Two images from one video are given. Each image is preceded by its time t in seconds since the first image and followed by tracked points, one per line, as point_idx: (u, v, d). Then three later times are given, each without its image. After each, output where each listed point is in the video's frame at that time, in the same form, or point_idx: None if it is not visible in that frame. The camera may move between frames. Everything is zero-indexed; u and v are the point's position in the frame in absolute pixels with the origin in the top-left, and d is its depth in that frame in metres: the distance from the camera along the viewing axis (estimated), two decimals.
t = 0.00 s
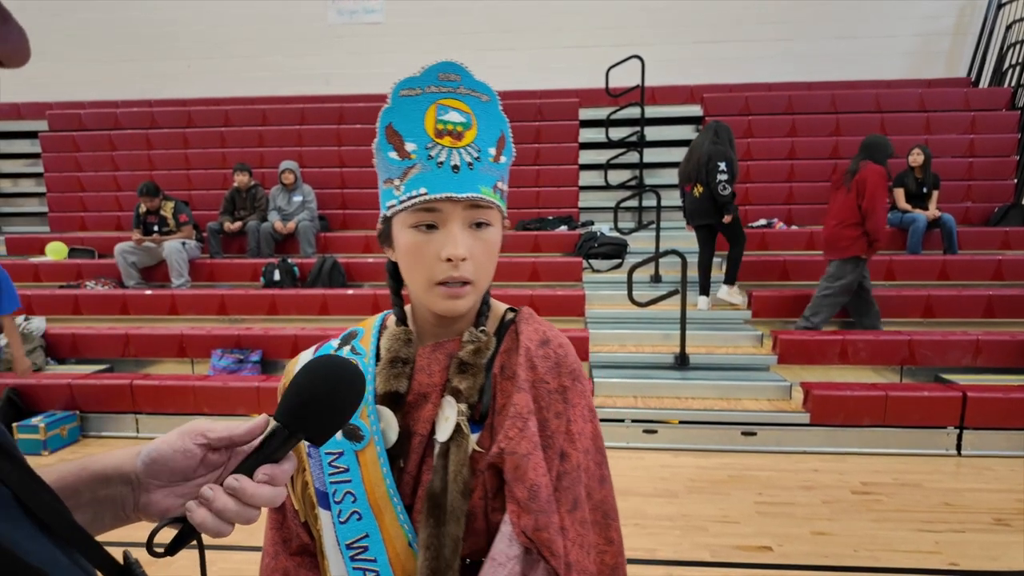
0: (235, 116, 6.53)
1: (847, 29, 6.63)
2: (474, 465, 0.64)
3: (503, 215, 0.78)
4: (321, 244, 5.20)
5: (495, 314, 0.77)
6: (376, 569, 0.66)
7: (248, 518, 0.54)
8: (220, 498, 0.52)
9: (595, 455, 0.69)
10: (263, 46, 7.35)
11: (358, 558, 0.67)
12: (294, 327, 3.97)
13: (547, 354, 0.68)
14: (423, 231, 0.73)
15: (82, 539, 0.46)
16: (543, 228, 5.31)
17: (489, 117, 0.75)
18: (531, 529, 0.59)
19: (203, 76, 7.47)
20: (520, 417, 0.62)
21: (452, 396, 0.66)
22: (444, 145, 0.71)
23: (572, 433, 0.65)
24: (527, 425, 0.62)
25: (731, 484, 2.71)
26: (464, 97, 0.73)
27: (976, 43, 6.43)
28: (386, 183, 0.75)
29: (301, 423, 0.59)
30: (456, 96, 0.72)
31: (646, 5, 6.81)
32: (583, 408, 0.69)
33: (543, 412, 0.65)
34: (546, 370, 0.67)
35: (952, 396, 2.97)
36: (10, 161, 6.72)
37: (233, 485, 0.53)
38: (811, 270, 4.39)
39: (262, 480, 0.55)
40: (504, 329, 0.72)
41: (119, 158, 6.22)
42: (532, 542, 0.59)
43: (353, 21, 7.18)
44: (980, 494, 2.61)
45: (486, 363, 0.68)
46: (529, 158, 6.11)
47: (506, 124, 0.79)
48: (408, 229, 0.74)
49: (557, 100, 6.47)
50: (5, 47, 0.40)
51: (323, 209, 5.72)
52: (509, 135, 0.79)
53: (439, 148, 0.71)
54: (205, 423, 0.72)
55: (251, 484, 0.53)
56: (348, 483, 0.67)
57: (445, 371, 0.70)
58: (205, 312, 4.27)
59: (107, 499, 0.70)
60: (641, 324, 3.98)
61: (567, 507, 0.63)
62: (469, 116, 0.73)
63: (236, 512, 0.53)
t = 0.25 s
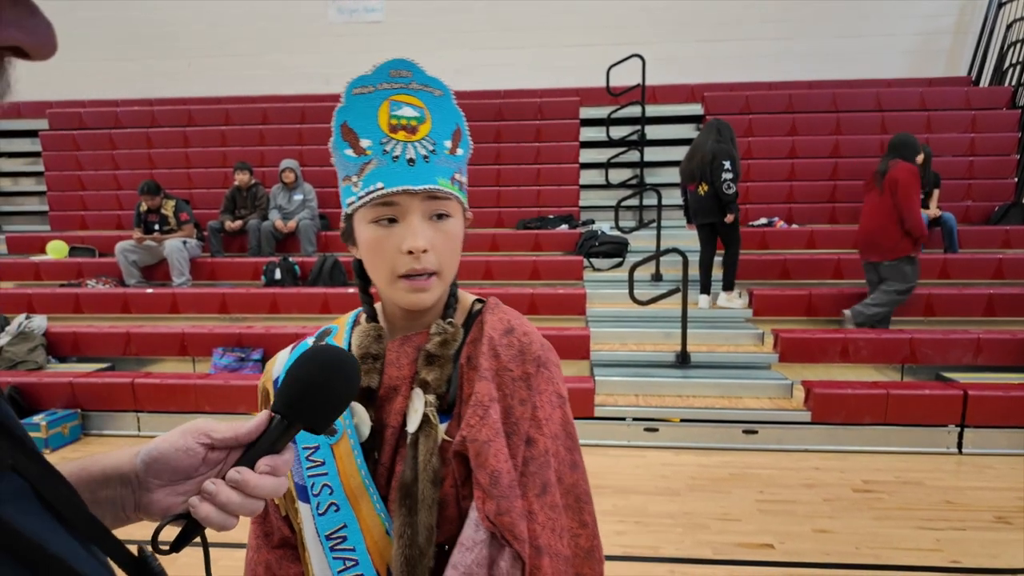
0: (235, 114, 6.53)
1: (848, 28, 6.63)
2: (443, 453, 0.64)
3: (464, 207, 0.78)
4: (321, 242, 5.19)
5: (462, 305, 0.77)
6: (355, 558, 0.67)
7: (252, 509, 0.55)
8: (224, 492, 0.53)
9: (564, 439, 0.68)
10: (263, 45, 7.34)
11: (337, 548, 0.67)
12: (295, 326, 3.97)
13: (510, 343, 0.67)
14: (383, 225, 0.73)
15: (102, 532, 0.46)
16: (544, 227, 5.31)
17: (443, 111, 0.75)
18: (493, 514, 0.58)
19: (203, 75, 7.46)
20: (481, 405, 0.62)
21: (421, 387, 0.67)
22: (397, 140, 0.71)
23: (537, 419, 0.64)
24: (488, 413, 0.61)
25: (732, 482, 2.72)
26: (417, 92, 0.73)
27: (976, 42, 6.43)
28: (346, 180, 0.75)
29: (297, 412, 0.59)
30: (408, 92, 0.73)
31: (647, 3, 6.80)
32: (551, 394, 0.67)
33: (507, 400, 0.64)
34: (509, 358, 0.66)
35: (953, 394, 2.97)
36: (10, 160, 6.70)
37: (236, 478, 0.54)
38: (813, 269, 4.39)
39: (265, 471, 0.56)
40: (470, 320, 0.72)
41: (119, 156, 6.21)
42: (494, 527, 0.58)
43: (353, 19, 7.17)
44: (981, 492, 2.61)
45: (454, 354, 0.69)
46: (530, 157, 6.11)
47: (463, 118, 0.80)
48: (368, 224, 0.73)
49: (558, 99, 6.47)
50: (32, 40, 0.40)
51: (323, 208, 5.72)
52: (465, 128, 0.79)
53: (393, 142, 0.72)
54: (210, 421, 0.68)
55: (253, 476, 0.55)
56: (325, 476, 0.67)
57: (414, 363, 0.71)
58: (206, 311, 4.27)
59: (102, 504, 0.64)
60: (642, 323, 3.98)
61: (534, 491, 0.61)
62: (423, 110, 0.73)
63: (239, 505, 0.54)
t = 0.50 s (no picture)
0: (236, 113, 6.53)
1: (849, 27, 6.63)
2: (428, 438, 0.65)
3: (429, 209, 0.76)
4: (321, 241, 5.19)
5: (440, 298, 0.75)
6: (346, 546, 0.67)
7: (243, 500, 0.54)
8: (213, 482, 0.52)
9: (544, 422, 0.69)
10: (263, 44, 7.34)
11: (327, 537, 0.67)
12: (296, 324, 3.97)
13: (490, 330, 0.67)
14: (352, 244, 0.71)
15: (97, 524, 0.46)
16: (544, 226, 5.31)
17: (390, 117, 0.72)
18: (479, 491, 0.58)
19: (203, 74, 7.46)
20: (464, 388, 0.61)
21: (404, 376, 0.67)
22: (350, 158, 0.69)
23: (518, 402, 0.65)
24: (471, 395, 0.61)
25: (733, 480, 2.72)
26: (360, 103, 0.70)
27: (977, 41, 6.43)
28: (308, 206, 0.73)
29: (282, 400, 0.59)
30: (350, 105, 0.70)
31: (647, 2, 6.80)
32: (529, 378, 0.68)
33: (488, 384, 0.64)
34: (490, 344, 0.66)
35: (953, 392, 2.98)
36: (10, 158, 6.70)
37: (224, 469, 0.53)
38: (813, 268, 4.39)
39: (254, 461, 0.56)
40: (448, 314, 0.71)
41: (120, 155, 6.21)
42: (480, 503, 0.58)
43: (353, 18, 7.17)
44: (981, 490, 2.61)
45: (435, 344, 0.69)
46: (531, 156, 6.11)
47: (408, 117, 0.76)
48: (338, 245, 0.71)
49: (559, 98, 6.47)
50: (31, 33, 0.40)
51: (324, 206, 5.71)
52: (414, 128, 0.77)
53: (347, 161, 0.70)
54: (200, 416, 0.66)
55: (242, 466, 0.54)
56: (313, 468, 0.67)
57: (397, 354, 0.71)
58: (207, 309, 4.27)
59: (92, 500, 0.63)
60: (643, 321, 3.99)
61: (517, 470, 0.63)
62: (371, 121, 0.71)
63: (230, 495, 0.53)
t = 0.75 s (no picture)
0: (236, 112, 6.53)
1: (849, 26, 6.63)
2: (427, 427, 0.65)
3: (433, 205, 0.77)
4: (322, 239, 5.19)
5: (441, 295, 0.76)
6: (343, 536, 0.67)
7: (234, 495, 0.53)
8: (203, 478, 0.51)
9: (542, 414, 0.69)
10: (264, 42, 7.33)
11: (325, 527, 0.67)
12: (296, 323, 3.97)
13: (489, 320, 0.68)
14: (359, 237, 0.71)
15: (88, 517, 0.46)
16: (544, 224, 5.32)
17: (397, 115, 0.73)
18: (477, 473, 0.58)
19: (203, 73, 7.46)
20: (463, 372, 0.62)
21: (404, 366, 0.67)
22: (359, 153, 0.69)
23: (516, 391, 0.65)
24: (470, 380, 0.62)
25: (733, 477, 2.73)
26: (368, 101, 0.71)
27: (977, 40, 6.43)
28: (315, 198, 0.73)
29: (276, 398, 0.57)
30: (359, 103, 0.70)
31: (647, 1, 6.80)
32: (528, 369, 0.68)
33: (487, 371, 0.64)
34: (489, 333, 0.67)
35: (954, 390, 2.98)
36: (11, 157, 6.70)
37: (215, 464, 0.51)
38: (813, 266, 4.40)
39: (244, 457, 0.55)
40: (449, 307, 0.72)
41: (120, 154, 6.22)
42: (478, 486, 0.58)
43: (353, 17, 7.17)
44: (981, 487, 2.62)
45: (435, 335, 0.69)
46: (531, 154, 6.12)
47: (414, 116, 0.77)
48: (344, 237, 0.71)
49: (559, 97, 6.47)
50: (26, 29, 0.40)
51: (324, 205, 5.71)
52: (419, 127, 0.77)
53: (356, 156, 0.70)
54: (191, 411, 0.61)
55: (232, 462, 0.53)
56: (313, 456, 0.68)
57: (398, 346, 0.71)
58: (207, 308, 4.28)
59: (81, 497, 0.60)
60: (643, 320, 3.99)
61: (515, 459, 0.62)
62: (378, 119, 0.71)
63: (220, 490, 0.52)
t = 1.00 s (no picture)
0: (236, 111, 6.53)
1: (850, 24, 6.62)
2: (431, 425, 0.64)
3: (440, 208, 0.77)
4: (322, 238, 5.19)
5: (446, 295, 0.76)
6: (345, 535, 0.67)
7: (238, 487, 0.54)
8: (209, 470, 0.52)
9: (546, 414, 0.69)
10: (264, 41, 7.33)
11: (327, 526, 0.67)
12: (297, 321, 3.98)
13: (494, 318, 0.68)
14: (366, 238, 0.71)
15: (89, 512, 0.47)
16: (545, 223, 5.33)
17: (407, 119, 0.73)
18: (480, 470, 0.58)
19: (203, 72, 7.46)
20: (468, 367, 0.63)
21: (408, 363, 0.67)
22: (369, 156, 0.70)
23: (521, 389, 0.65)
24: (475, 375, 0.62)
25: (733, 476, 2.73)
26: (379, 104, 0.71)
27: (977, 38, 6.43)
28: (324, 199, 0.74)
29: (279, 393, 0.58)
30: (370, 105, 0.71)
31: None
32: (532, 369, 0.69)
33: (492, 368, 0.65)
34: (494, 331, 0.67)
35: (953, 389, 2.99)
36: (11, 156, 6.70)
37: (219, 457, 0.52)
38: (812, 264, 4.41)
39: (249, 450, 0.55)
40: (454, 306, 0.72)
41: (121, 153, 6.22)
42: (482, 482, 0.58)
43: (354, 16, 7.17)
44: (980, 485, 2.63)
45: (440, 333, 0.69)
46: (532, 153, 6.13)
47: (425, 119, 0.78)
48: (352, 238, 0.72)
49: (559, 96, 6.47)
50: (49, 45, 0.43)
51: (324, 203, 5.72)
52: (428, 129, 0.78)
53: (365, 158, 0.70)
54: (199, 406, 0.62)
55: (237, 454, 0.53)
56: (317, 455, 0.68)
57: (402, 344, 0.71)
58: (209, 306, 4.28)
59: (87, 488, 0.60)
60: (643, 318, 4.00)
61: (519, 459, 0.63)
62: (388, 122, 0.71)
63: (225, 482, 0.53)
